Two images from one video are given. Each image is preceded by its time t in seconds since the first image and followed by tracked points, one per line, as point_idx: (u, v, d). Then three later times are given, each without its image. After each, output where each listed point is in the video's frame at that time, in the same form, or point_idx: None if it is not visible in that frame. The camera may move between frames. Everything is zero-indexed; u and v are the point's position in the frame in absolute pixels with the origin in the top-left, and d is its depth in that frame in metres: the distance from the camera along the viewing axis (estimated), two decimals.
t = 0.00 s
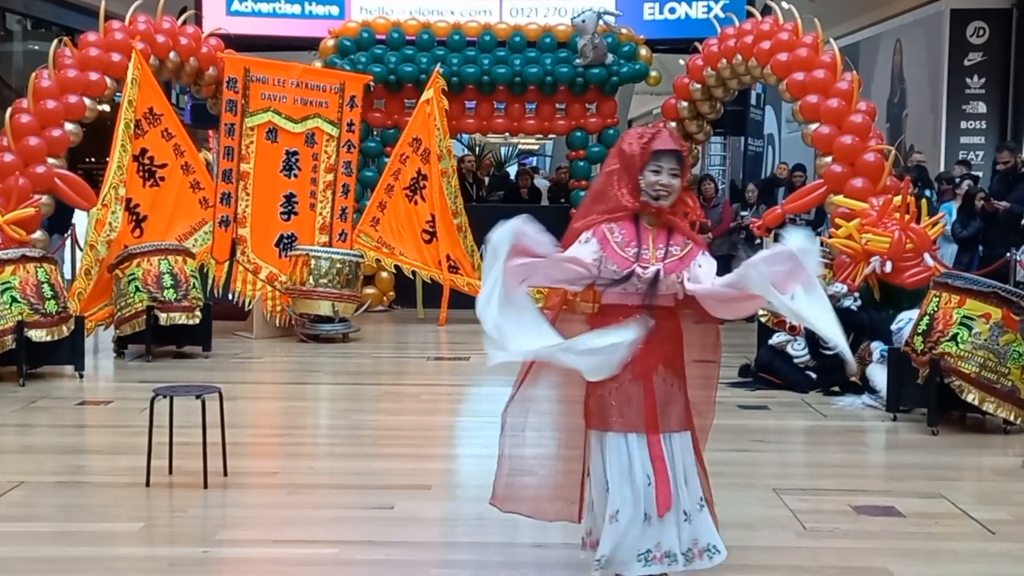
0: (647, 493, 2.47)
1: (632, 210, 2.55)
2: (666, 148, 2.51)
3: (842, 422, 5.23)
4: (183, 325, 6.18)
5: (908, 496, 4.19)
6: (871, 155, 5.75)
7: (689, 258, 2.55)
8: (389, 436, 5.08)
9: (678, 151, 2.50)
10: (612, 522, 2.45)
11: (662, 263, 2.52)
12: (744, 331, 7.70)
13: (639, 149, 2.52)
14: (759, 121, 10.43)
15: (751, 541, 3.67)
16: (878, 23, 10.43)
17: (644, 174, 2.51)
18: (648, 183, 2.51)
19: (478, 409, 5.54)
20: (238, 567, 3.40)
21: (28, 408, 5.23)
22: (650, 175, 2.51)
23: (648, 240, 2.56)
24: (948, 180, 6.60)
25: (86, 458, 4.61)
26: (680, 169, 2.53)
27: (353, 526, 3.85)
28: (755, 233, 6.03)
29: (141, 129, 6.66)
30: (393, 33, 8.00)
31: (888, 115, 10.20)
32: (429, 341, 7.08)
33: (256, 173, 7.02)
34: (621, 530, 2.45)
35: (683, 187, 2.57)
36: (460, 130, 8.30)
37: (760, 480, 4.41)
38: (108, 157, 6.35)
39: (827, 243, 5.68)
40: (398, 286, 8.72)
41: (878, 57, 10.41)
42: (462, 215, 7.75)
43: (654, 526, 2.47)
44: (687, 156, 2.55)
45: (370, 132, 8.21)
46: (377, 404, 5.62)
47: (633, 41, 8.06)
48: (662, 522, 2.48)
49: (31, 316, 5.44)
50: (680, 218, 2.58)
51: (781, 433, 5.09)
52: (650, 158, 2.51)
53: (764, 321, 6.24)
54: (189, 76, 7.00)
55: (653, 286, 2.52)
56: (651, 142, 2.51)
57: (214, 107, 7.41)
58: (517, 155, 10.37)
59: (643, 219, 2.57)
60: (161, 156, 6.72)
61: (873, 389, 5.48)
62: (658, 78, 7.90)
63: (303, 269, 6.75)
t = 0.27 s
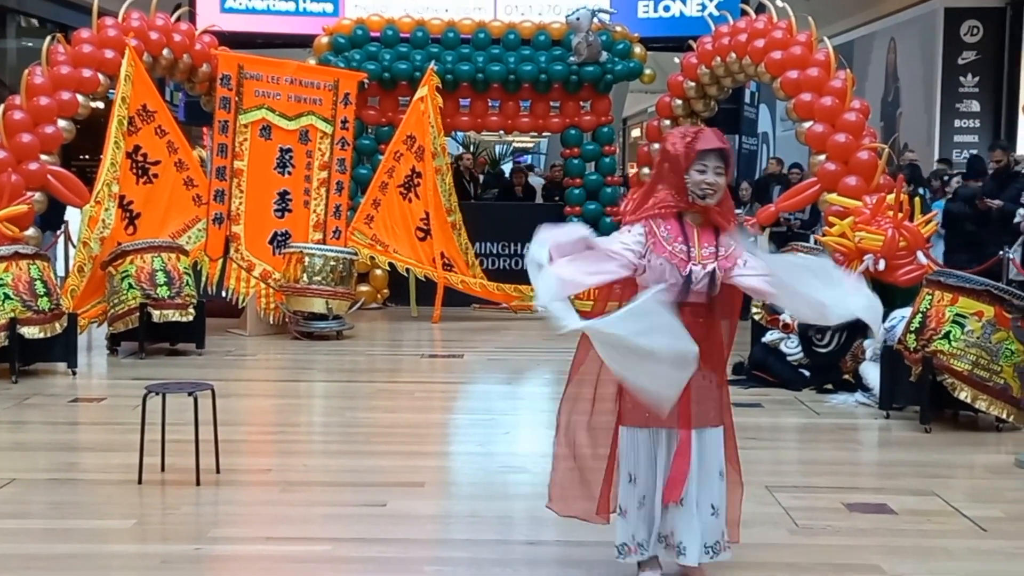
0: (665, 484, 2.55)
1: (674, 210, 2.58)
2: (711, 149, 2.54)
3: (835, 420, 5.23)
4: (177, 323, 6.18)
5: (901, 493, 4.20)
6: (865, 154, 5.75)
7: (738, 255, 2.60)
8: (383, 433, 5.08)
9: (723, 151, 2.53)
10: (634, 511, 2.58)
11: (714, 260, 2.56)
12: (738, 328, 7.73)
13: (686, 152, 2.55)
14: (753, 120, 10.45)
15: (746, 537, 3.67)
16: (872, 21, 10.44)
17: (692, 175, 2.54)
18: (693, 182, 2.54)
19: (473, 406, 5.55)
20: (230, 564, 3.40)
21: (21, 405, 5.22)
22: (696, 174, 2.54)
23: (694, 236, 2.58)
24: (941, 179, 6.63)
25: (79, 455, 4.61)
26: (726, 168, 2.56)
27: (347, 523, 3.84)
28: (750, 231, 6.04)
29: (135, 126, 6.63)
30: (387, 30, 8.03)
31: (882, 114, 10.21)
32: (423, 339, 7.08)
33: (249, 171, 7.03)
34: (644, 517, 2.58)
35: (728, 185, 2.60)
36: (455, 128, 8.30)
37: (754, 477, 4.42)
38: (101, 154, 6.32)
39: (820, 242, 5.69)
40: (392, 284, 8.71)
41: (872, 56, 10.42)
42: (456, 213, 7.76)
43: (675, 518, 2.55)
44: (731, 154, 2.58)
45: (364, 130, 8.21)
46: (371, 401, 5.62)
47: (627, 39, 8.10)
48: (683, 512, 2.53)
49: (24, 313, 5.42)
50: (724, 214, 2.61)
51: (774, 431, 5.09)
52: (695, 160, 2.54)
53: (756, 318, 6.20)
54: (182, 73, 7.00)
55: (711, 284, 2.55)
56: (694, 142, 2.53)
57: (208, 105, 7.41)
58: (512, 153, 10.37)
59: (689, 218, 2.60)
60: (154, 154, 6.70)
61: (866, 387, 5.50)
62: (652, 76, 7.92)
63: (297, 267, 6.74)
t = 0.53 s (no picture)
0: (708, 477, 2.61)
1: (669, 221, 2.61)
2: (665, 156, 2.55)
3: (827, 418, 5.23)
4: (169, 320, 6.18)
5: (893, 491, 4.21)
6: (857, 151, 5.76)
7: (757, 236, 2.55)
8: (376, 430, 5.08)
9: (676, 151, 2.53)
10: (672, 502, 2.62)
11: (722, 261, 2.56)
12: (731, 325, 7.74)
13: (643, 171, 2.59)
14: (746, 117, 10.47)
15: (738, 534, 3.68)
16: (865, 19, 10.44)
17: (656, 189, 2.57)
18: (663, 195, 2.57)
19: (466, 403, 5.56)
20: (221, 561, 3.39)
21: (13, 402, 5.21)
22: (662, 188, 2.57)
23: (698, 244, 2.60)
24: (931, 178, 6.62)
25: (70, 452, 4.60)
26: (685, 169, 2.55)
27: (338, 520, 3.85)
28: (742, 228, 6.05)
29: (127, 123, 6.62)
30: (380, 27, 8.01)
31: (875, 112, 10.23)
32: (416, 336, 7.07)
33: (242, 168, 7.01)
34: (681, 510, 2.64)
35: (703, 180, 2.59)
36: (447, 125, 8.27)
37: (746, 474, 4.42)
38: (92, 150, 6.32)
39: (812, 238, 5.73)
40: (384, 281, 8.71)
41: (865, 54, 10.43)
42: (449, 210, 7.77)
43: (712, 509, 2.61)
44: (689, 152, 2.57)
45: (356, 127, 8.20)
46: (364, 398, 5.62)
47: (620, 36, 8.10)
48: (717, 505, 2.61)
49: (15, 310, 5.42)
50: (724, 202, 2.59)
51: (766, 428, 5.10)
52: (654, 174, 2.58)
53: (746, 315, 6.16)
54: (174, 70, 6.98)
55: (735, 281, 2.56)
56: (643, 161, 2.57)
57: (200, 101, 7.38)
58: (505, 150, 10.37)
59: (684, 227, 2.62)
60: (147, 150, 6.70)
61: (858, 384, 5.51)
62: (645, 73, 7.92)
63: (289, 263, 6.73)
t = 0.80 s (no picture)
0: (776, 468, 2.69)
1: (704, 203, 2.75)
2: (727, 139, 2.67)
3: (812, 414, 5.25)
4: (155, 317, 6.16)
5: (877, 486, 4.22)
6: (842, 147, 5.76)
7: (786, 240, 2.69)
8: (361, 427, 5.08)
9: (740, 137, 2.65)
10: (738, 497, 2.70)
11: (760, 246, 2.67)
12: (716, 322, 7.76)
13: (703, 149, 2.69)
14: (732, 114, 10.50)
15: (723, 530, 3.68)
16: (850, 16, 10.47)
17: (710, 169, 2.69)
18: (710, 176, 2.70)
19: (452, 400, 5.56)
20: (206, 558, 3.39)
21: None
22: (710, 168, 2.69)
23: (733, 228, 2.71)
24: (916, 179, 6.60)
25: (54, 450, 4.58)
26: (742, 160, 2.68)
27: (322, 517, 3.84)
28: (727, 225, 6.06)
29: (112, 119, 6.59)
30: (366, 24, 8.01)
31: (860, 109, 10.22)
32: (403, 333, 7.07)
33: (227, 165, 6.99)
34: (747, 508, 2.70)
35: (754, 176, 2.71)
36: (434, 123, 8.21)
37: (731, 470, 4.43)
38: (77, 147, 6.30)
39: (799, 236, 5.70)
40: (371, 278, 8.70)
41: (850, 50, 10.44)
42: (436, 206, 7.80)
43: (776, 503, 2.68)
44: (752, 145, 2.68)
45: (343, 123, 8.18)
46: (349, 395, 5.61)
47: (607, 33, 8.10)
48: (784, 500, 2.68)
49: None
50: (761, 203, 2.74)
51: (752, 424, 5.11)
52: (714, 154, 2.69)
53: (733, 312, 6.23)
54: (159, 66, 6.95)
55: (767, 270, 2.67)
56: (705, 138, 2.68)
57: (185, 97, 7.34)
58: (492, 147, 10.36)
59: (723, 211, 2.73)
60: (131, 147, 6.65)
61: (843, 380, 5.51)
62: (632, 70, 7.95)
63: (276, 260, 6.72)
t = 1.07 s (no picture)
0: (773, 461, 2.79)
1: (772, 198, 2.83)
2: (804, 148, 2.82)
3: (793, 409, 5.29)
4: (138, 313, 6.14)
5: (857, 481, 4.24)
6: (826, 144, 5.71)
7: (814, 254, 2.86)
8: (345, 423, 5.07)
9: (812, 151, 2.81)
10: (738, 488, 2.78)
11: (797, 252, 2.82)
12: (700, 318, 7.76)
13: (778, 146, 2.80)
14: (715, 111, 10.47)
15: (705, 525, 3.70)
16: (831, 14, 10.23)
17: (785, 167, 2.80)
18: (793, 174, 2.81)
19: (436, 395, 5.55)
20: (187, 554, 3.38)
21: None
22: (794, 166, 2.81)
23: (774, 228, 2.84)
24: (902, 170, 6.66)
25: (36, 446, 4.56)
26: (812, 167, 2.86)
27: (304, 512, 3.83)
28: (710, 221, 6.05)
29: (93, 114, 6.56)
30: (350, 19, 8.00)
31: (843, 106, 9.94)
32: (387, 329, 7.06)
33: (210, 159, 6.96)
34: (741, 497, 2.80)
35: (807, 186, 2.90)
36: (417, 118, 8.25)
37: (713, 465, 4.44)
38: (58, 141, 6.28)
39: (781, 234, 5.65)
40: (355, 274, 8.70)
41: (833, 49, 10.17)
42: (420, 202, 7.71)
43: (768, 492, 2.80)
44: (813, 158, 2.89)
45: (326, 118, 8.16)
46: (333, 391, 5.60)
47: (591, 29, 8.12)
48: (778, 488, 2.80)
49: None
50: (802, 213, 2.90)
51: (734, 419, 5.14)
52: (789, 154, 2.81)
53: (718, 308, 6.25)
54: (141, 60, 6.94)
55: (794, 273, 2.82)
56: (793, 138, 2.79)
57: (168, 92, 7.36)
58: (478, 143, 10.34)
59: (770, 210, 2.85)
60: (113, 142, 6.64)
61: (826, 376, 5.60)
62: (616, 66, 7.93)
63: (259, 256, 6.72)
